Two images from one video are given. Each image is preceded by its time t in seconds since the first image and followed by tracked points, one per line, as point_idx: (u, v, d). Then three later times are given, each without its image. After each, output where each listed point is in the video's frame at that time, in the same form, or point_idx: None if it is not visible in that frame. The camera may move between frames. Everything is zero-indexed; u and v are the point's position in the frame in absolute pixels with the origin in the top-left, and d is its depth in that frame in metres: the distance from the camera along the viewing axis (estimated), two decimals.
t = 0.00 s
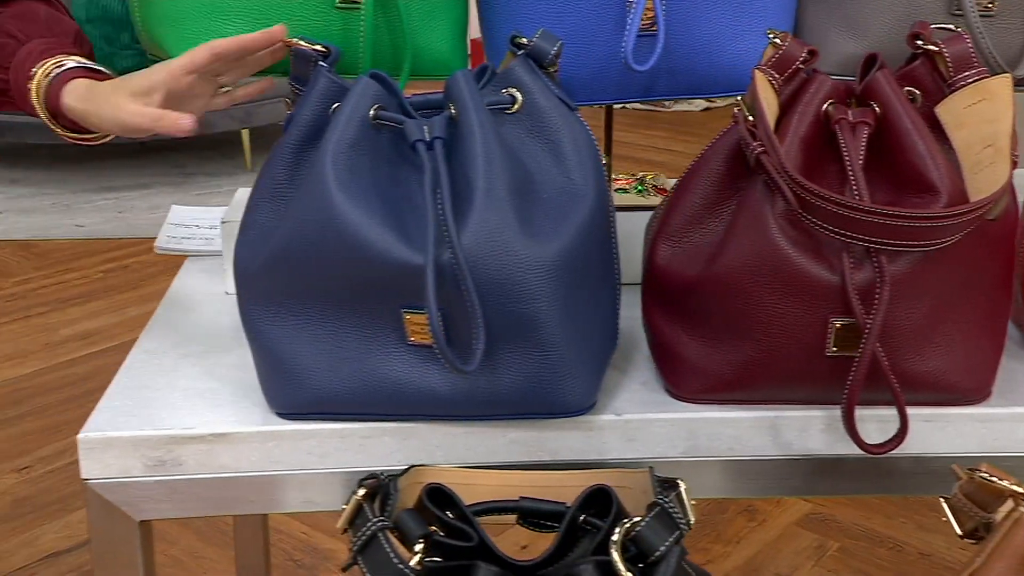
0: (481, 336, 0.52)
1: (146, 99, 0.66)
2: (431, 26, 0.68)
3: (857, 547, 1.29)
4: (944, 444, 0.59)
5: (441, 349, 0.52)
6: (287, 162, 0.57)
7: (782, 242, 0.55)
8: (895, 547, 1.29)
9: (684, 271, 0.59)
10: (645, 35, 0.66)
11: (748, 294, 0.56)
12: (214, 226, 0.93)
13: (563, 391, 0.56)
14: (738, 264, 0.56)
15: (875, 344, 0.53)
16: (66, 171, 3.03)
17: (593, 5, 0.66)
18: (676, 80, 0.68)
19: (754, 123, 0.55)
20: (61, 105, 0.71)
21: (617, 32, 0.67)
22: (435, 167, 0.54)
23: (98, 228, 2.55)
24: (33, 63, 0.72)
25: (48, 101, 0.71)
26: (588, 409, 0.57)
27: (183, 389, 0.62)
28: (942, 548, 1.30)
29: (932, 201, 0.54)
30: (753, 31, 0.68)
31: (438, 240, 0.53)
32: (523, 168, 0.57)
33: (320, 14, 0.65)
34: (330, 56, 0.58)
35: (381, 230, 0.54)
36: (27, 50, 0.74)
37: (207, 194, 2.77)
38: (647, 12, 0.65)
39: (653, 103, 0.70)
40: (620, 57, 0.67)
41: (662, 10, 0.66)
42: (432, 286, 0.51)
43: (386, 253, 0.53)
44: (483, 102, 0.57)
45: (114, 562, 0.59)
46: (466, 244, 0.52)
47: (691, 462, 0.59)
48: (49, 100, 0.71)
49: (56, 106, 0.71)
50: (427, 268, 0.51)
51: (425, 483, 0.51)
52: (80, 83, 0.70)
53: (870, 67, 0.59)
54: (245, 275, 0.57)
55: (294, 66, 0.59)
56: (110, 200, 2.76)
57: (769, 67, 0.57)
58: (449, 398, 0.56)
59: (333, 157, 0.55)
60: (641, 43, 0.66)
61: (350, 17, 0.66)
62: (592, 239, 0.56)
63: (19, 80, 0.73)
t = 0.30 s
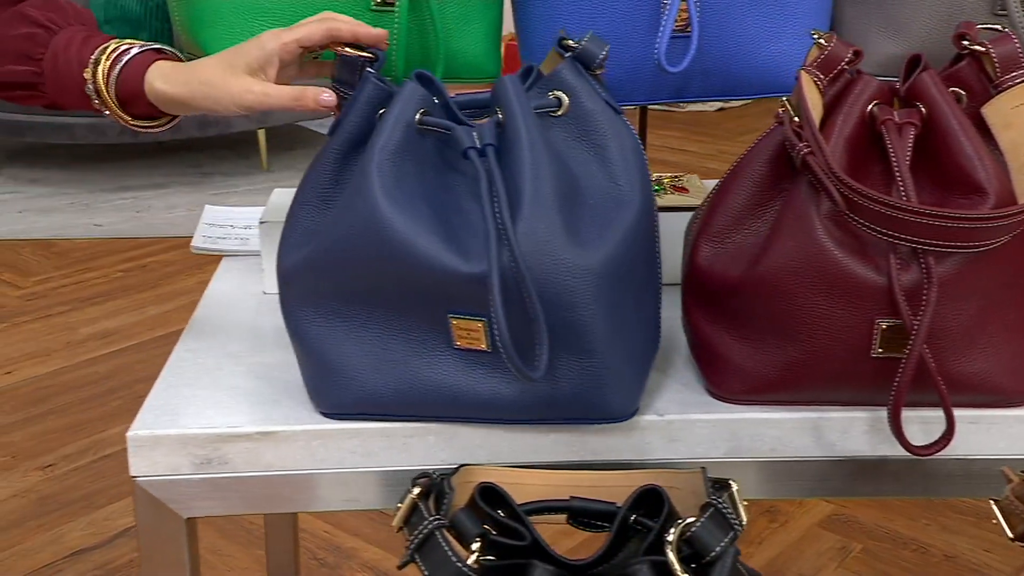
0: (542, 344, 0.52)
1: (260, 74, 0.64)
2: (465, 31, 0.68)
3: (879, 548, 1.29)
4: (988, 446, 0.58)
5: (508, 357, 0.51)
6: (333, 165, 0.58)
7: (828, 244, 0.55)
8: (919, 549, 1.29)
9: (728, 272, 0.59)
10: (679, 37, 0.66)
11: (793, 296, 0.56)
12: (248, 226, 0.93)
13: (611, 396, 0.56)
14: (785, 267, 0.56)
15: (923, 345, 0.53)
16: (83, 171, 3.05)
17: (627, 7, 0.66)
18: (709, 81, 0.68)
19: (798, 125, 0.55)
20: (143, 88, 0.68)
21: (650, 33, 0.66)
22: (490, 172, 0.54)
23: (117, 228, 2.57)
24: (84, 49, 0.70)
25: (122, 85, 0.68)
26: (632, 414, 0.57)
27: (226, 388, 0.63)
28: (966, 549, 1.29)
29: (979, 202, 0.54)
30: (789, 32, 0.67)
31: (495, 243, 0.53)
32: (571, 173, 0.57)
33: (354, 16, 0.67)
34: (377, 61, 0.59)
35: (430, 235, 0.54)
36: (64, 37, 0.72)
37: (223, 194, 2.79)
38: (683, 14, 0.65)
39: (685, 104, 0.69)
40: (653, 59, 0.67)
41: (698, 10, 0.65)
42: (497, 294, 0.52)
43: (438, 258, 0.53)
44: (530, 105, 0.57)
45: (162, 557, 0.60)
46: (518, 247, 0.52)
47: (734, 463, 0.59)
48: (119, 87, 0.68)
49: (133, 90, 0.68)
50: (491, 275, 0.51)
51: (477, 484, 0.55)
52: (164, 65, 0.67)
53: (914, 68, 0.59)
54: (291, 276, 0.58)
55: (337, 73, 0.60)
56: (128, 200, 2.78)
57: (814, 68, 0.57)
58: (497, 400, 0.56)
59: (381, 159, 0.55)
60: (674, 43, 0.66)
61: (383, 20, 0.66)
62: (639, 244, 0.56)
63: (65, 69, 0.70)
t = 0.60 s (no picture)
0: (594, 351, 0.52)
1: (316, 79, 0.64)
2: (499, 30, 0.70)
3: (898, 550, 1.28)
4: None
5: (562, 362, 0.52)
6: (373, 168, 0.58)
7: (867, 246, 0.55)
8: (938, 550, 1.29)
9: (764, 274, 0.59)
10: (716, 38, 0.66)
11: (831, 298, 0.56)
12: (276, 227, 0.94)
13: (650, 402, 0.56)
14: (824, 269, 0.56)
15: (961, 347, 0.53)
16: (97, 171, 3.07)
17: (664, 8, 0.66)
18: (743, 81, 0.69)
19: (837, 125, 0.55)
20: (201, 89, 0.67)
21: (686, 33, 0.66)
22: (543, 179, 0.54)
23: (134, 228, 2.58)
24: (136, 52, 0.68)
25: (179, 91, 0.67)
26: (670, 419, 0.57)
27: (263, 389, 0.63)
28: (986, 551, 1.29)
29: (1019, 203, 0.53)
30: (824, 32, 0.67)
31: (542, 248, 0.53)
32: (612, 177, 0.57)
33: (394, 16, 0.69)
34: (426, 74, 0.60)
35: (472, 243, 0.55)
36: (113, 38, 0.69)
37: (239, 194, 2.80)
38: (720, 16, 0.65)
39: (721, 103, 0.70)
40: (688, 60, 0.67)
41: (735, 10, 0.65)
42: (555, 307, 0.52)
43: (477, 264, 0.54)
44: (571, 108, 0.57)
45: (199, 554, 0.60)
46: (560, 251, 0.52)
47: (770, 464, 0.59)
48: (182, 88, 0.67)
49: (189, 95, 0.67)
50: (551, 285, 0.52)
51: (518, 484, 0.56)
52: (220, 68, 0.67)
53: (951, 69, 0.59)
54: (330, 280, 0.58)
55: (383, 77, 0.61)
56: (144, 200, 2.79)
57: (852, 69, 0.58)
58: (535, 402, 0.56)
59: (421, 163, 0.55)
60: (711, 45, 0.67)
61: (421, 20, 0.68)
62: (683, 249, 0.56)
63: (117, 70, 0.69)
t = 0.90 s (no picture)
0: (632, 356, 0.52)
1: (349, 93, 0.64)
2: (527, 29, 0.74)
3: (914, 551, 1.28)
4: None
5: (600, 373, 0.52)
6: (402, 171, 0.59)
7: (899, 248, 0.55)
8: (954, 552, 1.28)
9: (793, 276, 0.59)
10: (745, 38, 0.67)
11: (862, 299, 0.56)
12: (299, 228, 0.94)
13: (680, 406, 0.55)
14: (855, 271, 0.56)
15: (995, 349, 0.53)
16: (111, 170, 3.08)
17: (694, 9, 0.66)
18: (773, 82, 0.69)
19: (869, 125, 0.55)
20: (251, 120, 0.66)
21: (716, 34, 0.67)
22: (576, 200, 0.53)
23: (149, 228, 2.60)
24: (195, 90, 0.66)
25: (230, 123, 0.67)
26: (700, 422, 0.58)
27: (292, 390, 0.63)
28: (1003, 553, 1.28)
29: None
30: (856, 32, 0.67)
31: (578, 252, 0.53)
32: (642, 179, 0.57)
33: (427, 18, 0.72)
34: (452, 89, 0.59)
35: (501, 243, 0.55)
36: (174, 80, 0.67)
37: (252, 194, 2.81)
38: (751, 17, 0.66)
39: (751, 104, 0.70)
40: (718, 60, 0.68)
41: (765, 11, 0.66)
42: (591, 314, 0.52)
43: (505, 272, 0.54)
44: (601, 110, 0.57)
45: (231, 552, 0.61)
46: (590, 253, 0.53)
47: (799, 465, 0.59)
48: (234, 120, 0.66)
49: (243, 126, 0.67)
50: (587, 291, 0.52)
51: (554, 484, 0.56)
52: (261, 93, 0.67)
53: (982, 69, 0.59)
54: (360, 281, 0.59)
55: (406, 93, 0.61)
56: (156, 200, 2.80)
57: (884, 70, 0.58)
58: (566, 405, 0.56)
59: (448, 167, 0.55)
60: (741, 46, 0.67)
61: (450, 21, 0.72)
62: (717, 252, 0.56)
63: (180, 111, 0.66)
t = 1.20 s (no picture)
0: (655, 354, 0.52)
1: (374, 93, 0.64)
2: (551, 29, 0.73)
3: (928, 551, 1.27)
4: None
5: (624, 375, 0.52)
6: (427, 172, 0.59)
7: (926, 248, 0.55)
8: (968, 553, 1.28)
9: (819, 276, 0.59)
10: (770, 38, 0.67)
11: (889, 299, 0.56)
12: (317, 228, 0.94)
13: (706, 405, 0.55)
14: (882, 271, 0.55)
15: None
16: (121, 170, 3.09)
17: (719, 8, 0.66)
18: (796, 82, 0.69)
19: (897, 125, 0.55)
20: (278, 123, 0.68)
21: (739, 34, 0.67)
22: (600, 201, 0.53)
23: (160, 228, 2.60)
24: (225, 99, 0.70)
25: (258, 127, 0.68)
26: (726, 421, 0.57)
27: (316, 388, 0.63)
28: (1017, 553, 1.28)
29: None
30: (880, 33, 0.67)
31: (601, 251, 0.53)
32: (666, 178, 0.57)
33: (450, 18, 0.72)
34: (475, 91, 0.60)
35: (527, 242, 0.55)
36: (210, 93, 0.71)
37: (263, 193, 2.82)
38: (775, 16, 0.66)
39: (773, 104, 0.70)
40: (741, 59, 0.68)
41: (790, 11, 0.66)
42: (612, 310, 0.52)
43: (528, 272, 0.54)
44: (625, 111, 0.57)
45: (257, 551, 0.61)
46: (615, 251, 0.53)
47: (824, 465, 0.59)
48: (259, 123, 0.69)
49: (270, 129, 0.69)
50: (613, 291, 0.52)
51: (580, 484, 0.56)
52: (287, 96, 0.69)
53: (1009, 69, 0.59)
54: (385, 281, 0.59)
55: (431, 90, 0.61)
56: (166, 199, 2.81)
57: (911, 69, 0.58)
58: (591, 405, 0.56)
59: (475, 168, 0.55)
60: (765, 46, 0.67)
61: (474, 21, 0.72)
62: (742, 253, 0.56)
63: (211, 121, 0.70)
